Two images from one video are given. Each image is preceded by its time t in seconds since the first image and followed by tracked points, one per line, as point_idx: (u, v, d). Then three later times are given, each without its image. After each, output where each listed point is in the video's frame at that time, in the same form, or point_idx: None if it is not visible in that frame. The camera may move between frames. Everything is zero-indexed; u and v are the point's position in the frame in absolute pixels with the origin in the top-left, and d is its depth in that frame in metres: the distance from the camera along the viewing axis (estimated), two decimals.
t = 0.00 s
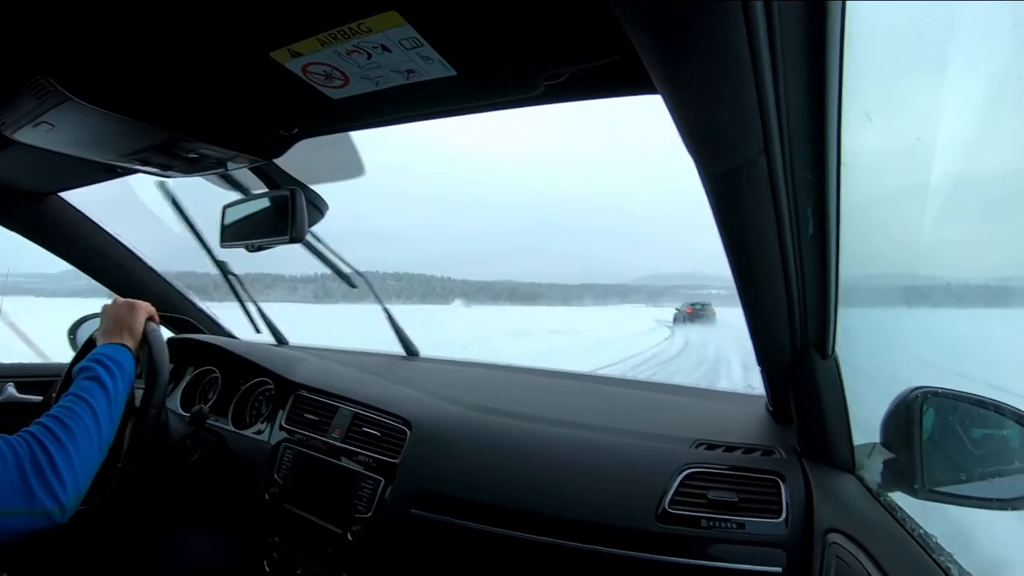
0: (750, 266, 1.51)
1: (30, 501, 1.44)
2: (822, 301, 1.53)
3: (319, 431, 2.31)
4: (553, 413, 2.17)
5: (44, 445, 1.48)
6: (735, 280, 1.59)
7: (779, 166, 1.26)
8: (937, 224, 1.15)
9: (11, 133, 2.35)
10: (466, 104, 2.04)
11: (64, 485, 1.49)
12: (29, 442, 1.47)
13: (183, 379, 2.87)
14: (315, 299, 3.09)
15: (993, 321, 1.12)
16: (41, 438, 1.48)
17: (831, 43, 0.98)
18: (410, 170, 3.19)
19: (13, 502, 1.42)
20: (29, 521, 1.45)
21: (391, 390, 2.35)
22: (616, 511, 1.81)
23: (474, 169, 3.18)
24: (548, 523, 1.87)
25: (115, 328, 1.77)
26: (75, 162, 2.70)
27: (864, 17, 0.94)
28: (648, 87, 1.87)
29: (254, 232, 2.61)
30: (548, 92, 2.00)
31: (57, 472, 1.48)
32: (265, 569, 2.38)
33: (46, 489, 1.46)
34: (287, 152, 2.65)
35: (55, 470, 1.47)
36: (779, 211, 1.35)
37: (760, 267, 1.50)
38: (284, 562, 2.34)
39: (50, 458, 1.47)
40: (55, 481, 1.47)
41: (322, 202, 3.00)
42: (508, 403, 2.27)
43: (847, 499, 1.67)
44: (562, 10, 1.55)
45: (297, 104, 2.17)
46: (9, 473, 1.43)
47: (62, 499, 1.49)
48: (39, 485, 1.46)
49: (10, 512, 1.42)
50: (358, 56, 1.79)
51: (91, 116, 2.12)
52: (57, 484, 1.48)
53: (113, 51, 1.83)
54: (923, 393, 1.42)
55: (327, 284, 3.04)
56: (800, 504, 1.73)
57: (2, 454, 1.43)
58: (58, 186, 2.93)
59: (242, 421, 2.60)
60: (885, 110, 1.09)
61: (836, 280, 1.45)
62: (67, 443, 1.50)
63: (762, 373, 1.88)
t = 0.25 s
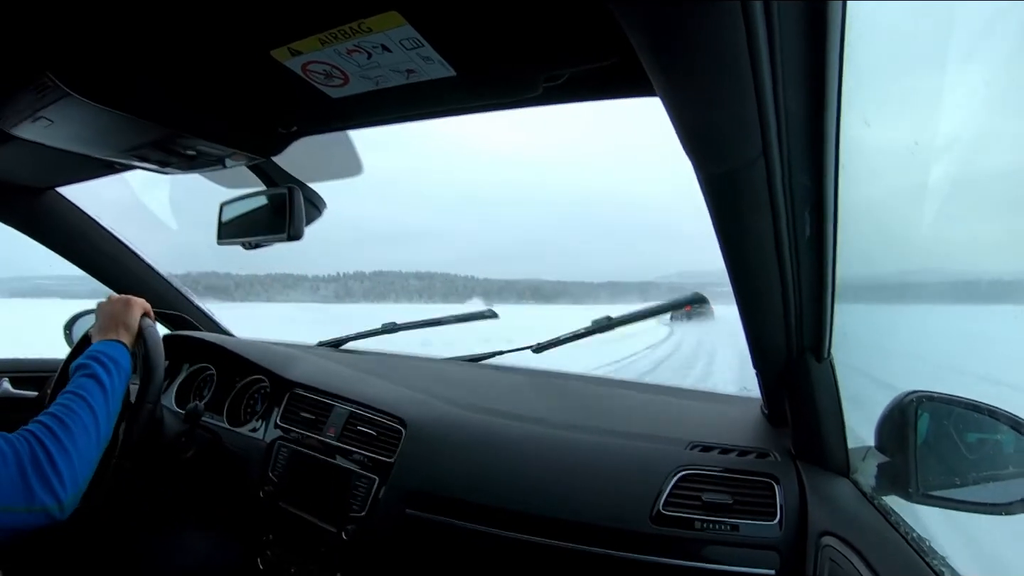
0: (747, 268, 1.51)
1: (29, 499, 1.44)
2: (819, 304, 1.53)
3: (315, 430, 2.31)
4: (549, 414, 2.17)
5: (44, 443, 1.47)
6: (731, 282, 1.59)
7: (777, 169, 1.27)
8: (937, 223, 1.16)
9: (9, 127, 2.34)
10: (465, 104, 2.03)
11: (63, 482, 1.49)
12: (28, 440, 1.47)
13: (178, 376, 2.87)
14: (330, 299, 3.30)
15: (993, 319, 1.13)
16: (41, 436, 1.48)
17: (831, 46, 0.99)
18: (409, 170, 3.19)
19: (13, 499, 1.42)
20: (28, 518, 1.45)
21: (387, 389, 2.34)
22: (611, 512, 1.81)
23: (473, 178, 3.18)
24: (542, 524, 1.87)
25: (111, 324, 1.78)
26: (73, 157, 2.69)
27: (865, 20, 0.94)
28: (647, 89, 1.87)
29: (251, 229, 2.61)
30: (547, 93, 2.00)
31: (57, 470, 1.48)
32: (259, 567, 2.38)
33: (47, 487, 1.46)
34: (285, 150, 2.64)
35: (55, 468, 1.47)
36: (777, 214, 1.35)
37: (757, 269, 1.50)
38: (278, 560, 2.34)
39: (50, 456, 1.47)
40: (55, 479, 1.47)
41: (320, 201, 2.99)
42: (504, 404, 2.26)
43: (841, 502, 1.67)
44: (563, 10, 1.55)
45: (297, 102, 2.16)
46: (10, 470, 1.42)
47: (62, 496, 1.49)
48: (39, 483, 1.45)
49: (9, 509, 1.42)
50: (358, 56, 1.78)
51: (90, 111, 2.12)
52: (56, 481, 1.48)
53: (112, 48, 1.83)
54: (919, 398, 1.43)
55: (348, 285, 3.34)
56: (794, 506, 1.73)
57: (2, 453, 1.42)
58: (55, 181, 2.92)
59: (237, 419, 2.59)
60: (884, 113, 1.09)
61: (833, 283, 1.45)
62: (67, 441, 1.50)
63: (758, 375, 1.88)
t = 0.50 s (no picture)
0: (743, 266, 1.51)
1: (28, 518, 1.42)
2: (815, 304, 1.52)
3: (312, 430, 2.31)
4: (547, 412, 2.17)
5: (43, 459, 1.46)
6: (727, 278, 1.59)
7: (772, 165, 1.26)
8: (932, 217, 1.17)
9: (2, 129, 2.33)
10: (459, 103, 2.03)
11: (62, 499, 1.47)
12: (27, 456, 1.45)
13: (175, 378, 2.86)
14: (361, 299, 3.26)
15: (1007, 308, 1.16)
16: (39, 453, 1.47)
17: (825, 43, 0.98)
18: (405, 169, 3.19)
19: (11, 518, 1.39)
20: (27, 538, 1.43)
21: (384, 389, 2.34)
22: (610, 510, 1.81)
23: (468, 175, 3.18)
24: (542, 522, 1.87)
25: (108, 332, 1.77)
26: (67, 159, 2.68)
27: (859, 17, 0.94)
28: (642, 86, 1.87)
29: (246, 229, 2.61)
30: (542, 90, 2.00)
31: (56, 487, 1.46)
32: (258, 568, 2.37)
33: (45, 507, 1.44)
34: (280, 150, 2.63)
35: (53, 486, 1.46)
36: (772, 211, 1.35)
37: (753, 266, 1.50)
38: (277, 561, 2.33)
39: (48, 473, 1.46)
40: (54, 497, 1.46)
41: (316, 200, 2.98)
42: (502, 402, 2.26)
43: (838, 497, 1.67)
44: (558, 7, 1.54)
45: (291, 102, 2.16)
46: (9, 489, 1.40)
47: (61, 516, 1.47)
48: (37, 503, 1.43)
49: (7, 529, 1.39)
50: (351, 54, 1.78)
51: (83, 113, 2.11)
52: (55, 499, 1.46)
53: (104, 48, 1.82)
54: (915, 393, 1.43)
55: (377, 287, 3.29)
56: (792, 502, 1.73)
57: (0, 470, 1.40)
58: (49, 183, 2.90)
59: (234, 420, 2.59)
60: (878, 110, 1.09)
61: (828, 280, 1.44)
62: (64, 457, 1.49)
63: (755, 371, 1.89)
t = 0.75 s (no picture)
0: (744, 269, 1.51)
1: (32, 528, 1.41)
2: (815, 304, 1.53)
3: (314, 435, 2.31)
4: (548, 416, 2.17)
5: (46, 469, 1.46)
6: (727, 280, 1.59)
7: (772, 168, 1.27)
8: (930, 221, 1.17)
9: (3, 135, 2.34)
10: (459, 108, 2.04)
11: (66, 510, 1.47)
12: (30, 466, 1.46)
13: (176, 383, 2.87)
14: (398, 300, 3.19)
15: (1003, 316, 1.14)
16: (42, 463, 1.47)
17: (824, 44, 0.99)
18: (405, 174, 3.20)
19: (14, 529, 1.39)
20: (30, 549, 1.42)
21: (385, 393, 2.34)
22: (611, 513, 1.81)
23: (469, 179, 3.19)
24: (543, 526, 1.87)
25: (111, 341, 1.78)
26: (67, 165, 2.69)
27: (858, 18, 0.95)
28: (642, 90, 1.87)
29: (247, 234, 2.61)
30: (542, 95, 2.00)
31: (59, 497, 1.46)
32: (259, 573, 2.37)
33: (48, 517, 1.44)
34: (281, 156, 2.64)
35: (57, 496, 1.46)
36: (772, 213, 1.36)
37: (753, 269, 1.50)
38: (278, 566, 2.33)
39: (52, 483, 1.46)
40: (58, 507, 1.45)
41: (316, 205, 2.98)
42: (503, 406, 2.27)
43: (839, 499, 1.67)
44: (558, 11, 1.55)
45: (292, 107, 2.17)
46: (12, 499, 1.40)
47: (65, 527, 1.47)
48: (41, 513, 1.43)
49: (10, 540, 1.39)
50: (352, 61, 1.79)
51: (84, 119, 2.11)
52: (59, 509, 1.46)
53: (106, 55, 1.82)
54: (915, 395, 1.44)
55: (414, 286, 3.23)
56: (793, 504, 1.73)
57: (5, 479, 1.41)
58: (49, 189, 2.91)
59: (235, 425, 2.59)
60: (877, 112, 1.10)
61: (828, 281, 1.45)
62: (68, 467, 1.49)
63: (756, 374, 1.89)
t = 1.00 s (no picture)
0: (743, 270, 1.51)
1: (29, 528, 1.41)
2: (814, 305, 1.53)
3: (312, 434, 2.30)
4: (547, 415, 2.17)
5: (43, 468, 1.46)
6: (726, 281, 1.59)
7: (771, 169, 1.27)
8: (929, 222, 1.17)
9: (3, 134, 2.34)
10: (458, 106, 2.04)
11: (63, 510, 1.46)
12: (27, 466, 1.45)
13: (175, 382, 2.87)
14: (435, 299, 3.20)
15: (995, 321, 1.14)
16: (39, 463, 1.47)
17: (822, 46, 0.98)
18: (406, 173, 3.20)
19: (11, 529, 1.39)
20: (27, 550, 1.42)
21: (383, 392, 2.34)
22: (610, 513, 1.81)
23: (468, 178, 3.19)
24: (542, 525, 1.86)
25: (109, 339, 1.77)
26: (66, 163, 2.69)
27: (856, 21, 0.94)
28: (641, 88, 1.87)
29: (246, 233, 2.61)
30: (541, 93, 2.00)
31: (56, 497, 1.46)
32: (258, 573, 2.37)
33: (45, 517, 1.44)
34: (279, 154, 2.64)
35: (53, 496, 1.45)
36: (771, 214, 1.36)
37: (753, 270, 1.51)
38: (276, 565, 2.33)
39: (48, 483, 1.45)
40: (54, 507, 1.45)
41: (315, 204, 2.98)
42: (502, 405, 2.26)
43: (839, 500, 1.67)
44: (557, 10, 1.54)
45: (291, 106, 2.16)
46: (9, 499, 1.40)
47: (62, 527, 1.46)
48: (38, 512, 1.43)
49: (7, 540, 1.38)
50: (350, 58, 1.78)
51: (83, 117, 2.11)
52: (55, 509, 1.45)
53: (104, 53, 1.82)
54: (914, 395, 1.43)
55: (451, 287, 3.29)
56: (792, 504, 1.72)
57: (2, 479, 1.41)
58: (49, 187, 2.91)
59: (233, 424, 2.59)
60: (876, 112, 1.09)
61: (828, 282, 1.45)
62: (65, 467, 1.49)
63: (755, 375, 1.89)
